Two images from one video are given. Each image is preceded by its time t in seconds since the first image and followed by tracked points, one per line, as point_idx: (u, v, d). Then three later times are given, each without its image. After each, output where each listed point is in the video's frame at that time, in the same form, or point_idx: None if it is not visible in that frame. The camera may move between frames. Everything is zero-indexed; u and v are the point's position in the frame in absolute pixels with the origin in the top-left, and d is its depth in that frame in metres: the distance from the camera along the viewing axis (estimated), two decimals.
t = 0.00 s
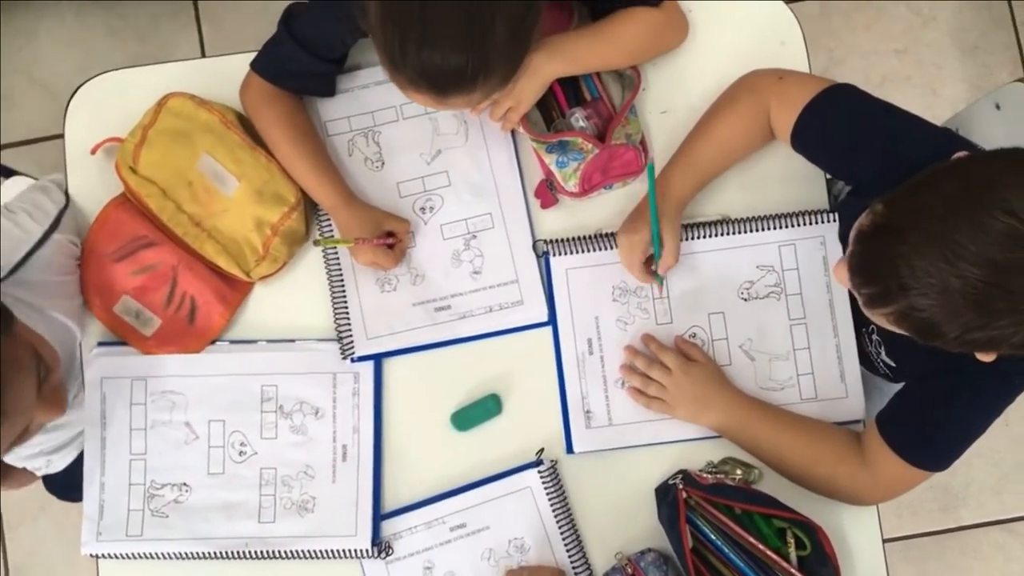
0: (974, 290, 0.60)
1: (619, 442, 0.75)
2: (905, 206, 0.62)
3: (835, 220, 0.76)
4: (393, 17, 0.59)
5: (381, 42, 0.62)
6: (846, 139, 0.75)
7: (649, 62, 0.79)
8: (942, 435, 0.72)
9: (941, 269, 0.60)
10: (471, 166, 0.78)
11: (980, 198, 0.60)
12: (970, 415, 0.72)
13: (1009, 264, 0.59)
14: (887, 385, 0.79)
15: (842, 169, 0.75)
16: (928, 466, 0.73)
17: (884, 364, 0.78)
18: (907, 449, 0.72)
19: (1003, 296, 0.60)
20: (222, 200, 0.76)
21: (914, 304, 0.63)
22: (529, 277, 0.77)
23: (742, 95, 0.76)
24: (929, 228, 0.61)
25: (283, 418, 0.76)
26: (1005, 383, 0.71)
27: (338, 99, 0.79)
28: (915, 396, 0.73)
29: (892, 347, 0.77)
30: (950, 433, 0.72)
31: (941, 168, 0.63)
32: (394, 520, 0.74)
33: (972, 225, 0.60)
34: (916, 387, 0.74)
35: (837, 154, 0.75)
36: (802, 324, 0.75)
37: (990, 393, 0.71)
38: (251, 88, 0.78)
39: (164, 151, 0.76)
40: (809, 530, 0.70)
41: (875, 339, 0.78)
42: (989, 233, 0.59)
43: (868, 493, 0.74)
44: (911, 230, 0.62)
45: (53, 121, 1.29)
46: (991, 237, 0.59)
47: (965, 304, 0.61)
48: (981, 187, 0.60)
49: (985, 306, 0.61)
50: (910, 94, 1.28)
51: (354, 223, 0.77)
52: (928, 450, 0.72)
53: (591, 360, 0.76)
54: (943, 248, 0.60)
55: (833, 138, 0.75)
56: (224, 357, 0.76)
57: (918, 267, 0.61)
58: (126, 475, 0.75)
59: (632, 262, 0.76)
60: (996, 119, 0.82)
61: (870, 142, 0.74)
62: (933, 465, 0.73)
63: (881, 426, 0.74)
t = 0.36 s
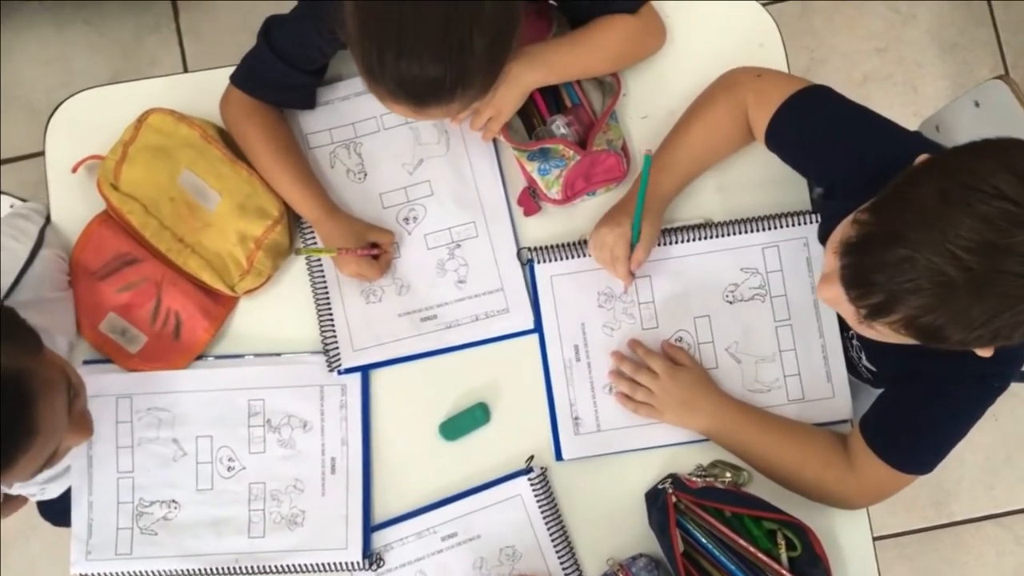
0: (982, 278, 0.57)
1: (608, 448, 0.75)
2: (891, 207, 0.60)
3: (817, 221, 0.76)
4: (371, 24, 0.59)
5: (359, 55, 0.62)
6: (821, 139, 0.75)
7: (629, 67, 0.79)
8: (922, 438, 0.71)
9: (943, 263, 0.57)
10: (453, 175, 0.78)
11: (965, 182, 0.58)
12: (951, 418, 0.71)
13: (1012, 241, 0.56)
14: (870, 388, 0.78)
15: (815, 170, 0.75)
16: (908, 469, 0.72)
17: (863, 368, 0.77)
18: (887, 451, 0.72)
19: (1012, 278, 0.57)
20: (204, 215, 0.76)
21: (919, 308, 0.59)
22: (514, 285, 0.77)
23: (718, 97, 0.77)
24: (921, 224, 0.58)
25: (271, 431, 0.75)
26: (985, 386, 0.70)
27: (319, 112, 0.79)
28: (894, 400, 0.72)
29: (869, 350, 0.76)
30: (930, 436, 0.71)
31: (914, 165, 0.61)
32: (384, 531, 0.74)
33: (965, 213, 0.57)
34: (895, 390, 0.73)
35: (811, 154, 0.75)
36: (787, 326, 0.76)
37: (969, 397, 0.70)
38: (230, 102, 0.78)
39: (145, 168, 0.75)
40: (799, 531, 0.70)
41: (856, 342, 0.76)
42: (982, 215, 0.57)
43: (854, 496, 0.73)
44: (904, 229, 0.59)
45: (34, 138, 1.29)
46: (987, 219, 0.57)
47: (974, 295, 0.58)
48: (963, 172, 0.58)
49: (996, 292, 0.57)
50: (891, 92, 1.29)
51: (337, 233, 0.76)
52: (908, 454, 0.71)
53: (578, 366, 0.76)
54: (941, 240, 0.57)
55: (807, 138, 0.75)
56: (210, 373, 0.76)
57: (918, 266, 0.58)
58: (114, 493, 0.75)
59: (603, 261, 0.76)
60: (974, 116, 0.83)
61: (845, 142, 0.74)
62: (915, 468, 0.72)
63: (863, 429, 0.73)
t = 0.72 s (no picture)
0: (960, 263, 0.57)
1: (594, 450, 0.75)
2: (869, 197, 0.60)
3: (799, 220, 0.76)
4: (340, 33, 0.59)
5: (331, 64, 0.62)
6: (798, 139, 0.75)
7: (610, 70, 0.79)
8: (906, 435, 0.71)
9: (921, 248, 0.57)
10: (434, 180, 0.78)
11: (943, 169, 0.58)
12: (934, 414, 0.70)
13: (990, 226, 0.56)
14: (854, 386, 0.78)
15: (793, 169, 0.75)
16: (893, 466, 0.72)
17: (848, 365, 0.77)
18: (872, 450, 0.72)
19: (991, 263, 0.56)
20: (185, 225, 0.76)
21: (897, 295, 0.59)
22: (498, 288, 0.77)
23: (697, 98, 0.77)
24: (899, 210, 0.58)
25: (256, 439, 0.75)
26: (968, 381, 0.70)
27: (299, 118, 0.79)
28: (877, 397, 0.72)
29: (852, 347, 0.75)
30: (913, 432, 0.71)
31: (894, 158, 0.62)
32: (371, 538, 0.74)
33: (943, 198, 0.57)
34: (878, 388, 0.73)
35: (789, 153, 0.75)
36: (771, 324, 0.76)
37: (952, 393, 0.70)
38: (208, 112, 0.77)
39: (125, 177, 0.75)
40: (786, 530, 0.70)
41: (839, 340, 0.76)
42: (960, 201, 0.57)
43: (841, 494, 0.73)
44: (882, 215, 0.59)
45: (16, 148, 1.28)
46: (965, 203, 0.56)
47: (951, 281, 0.57)
48: (941, 161, 0.58)
49: (974, 278, 0.57)
50: (873, 90, 1.29)
51: (321, 241, 0.76)
52: (892, 451, 0.71)
53: (563, 368, 0.76)
54: (919, 225, 0.57)
55: (785, 137, 0.75)
56: (194, 381, 0.76)
57: (897, 252, 0.58)
58: (98, 504, 0.75)
59: (587, 264, 0.76)
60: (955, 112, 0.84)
61: (823, 142, 0.74)
62: (900, 465, 0.72)
63: (847, 427, 0.73)
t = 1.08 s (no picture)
0: (933, 251, 0.57)
1: (578, 448, 0.75)
2: (843, 189, 0.60)
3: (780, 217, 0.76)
4: (308, 34, 0.59)
5: (301, 68, 0.62)
6: (776, 136, 0.75)
7: (590, 70, 0.80)
8: (884, 427, 0.71)
9: (894, 237, 0.57)
10: (416, 181, 0.78)
11: (914, 159, 0.58)
12: (912, 407, 0.71)
13: (961, 213, 0.56)
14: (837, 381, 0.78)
15: (772, 166, 0.75)
16: (871, 459, 0.72)
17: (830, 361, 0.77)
18: (851, 442, 0.72)
19: (963, 251, 0.56)
20: (166, 228, 0.76)
21: (872, 286, 0.59)
22: (480, 288, 0.77)
23: (676, 96, 0.77)
24: (872, 200, 0.58)
25: (240, 442, 0.75)
26: (946, 375, 0.70)
27: (279, 120, 0.78)
28: (857, 391, 0.73)
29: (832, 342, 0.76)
30: (891, 425, 0.71)
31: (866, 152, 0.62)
32: (355, 540, 0.74)
33: (914, 188, 0.57)
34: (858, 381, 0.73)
35: (766, 150, 0.75)
36: (752, 322, 0.76)
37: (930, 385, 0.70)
38: (187, 115, 0.77)
39: (105, 181, 0.75)
40: (768, 526, 0.71)
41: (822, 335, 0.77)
42: (932, 189, 0.57)
43: (825, 490, 0.73)
44: (856, 206, 0.59)
45: None
46: (936, 191, 0.57)
47: (925, 269, 0.57)
48: (912, 151, 0.59)
49: (948, 267, 0.57)
50: (857, 87, 1.30)
51: (298, 247, 0.76)
52: (871, 443, 0.72)
53: (546, 367, 0.76)
54: (892, 214, 0.57)
55: (763, 134, 0.75)
56: (178, 385, 0.76)
57: (870, 241, 0.58)
58: (82, 508, 0.74)
59: (567, 263, 0.76)
60: (934, 108, 0.84)
61: (801, 139, 0.74)
62: (880, 459, 0.72)
63: (828, 422, 0.73)
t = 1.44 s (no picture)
0: (901, 237, 0.57)
1: (561, 441, 0.75)
2: (813, 177, 0.60)
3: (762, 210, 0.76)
4: (292, 24, 0.59)
5: (285, 56, 0.62)
6: (757, 130, 0.75)
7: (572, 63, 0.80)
8: (859, 416, 0.72)
9: (862, 223, 0.58)
10: (398, 175, 0.78)
11: (881, 147, 0.59)
12: (890, 395, 0.71)
13: (926, 198, 0.57)
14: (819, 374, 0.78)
15: (752, 159, 0.75)
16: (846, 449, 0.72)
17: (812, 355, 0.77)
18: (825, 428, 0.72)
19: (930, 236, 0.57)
20: (147, 222, 0.76)
21: (843, 273, 0.59)
22: (462, 282, 0.77)
23: (658, 90, 0.78)
24: (840, 187, 0.59)
25: (223, 436, 0.75)
26: (923, 363, 0.70)
27: (262, 115, 0.79)
28: (834, 382, 0.73)
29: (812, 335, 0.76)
30: (868, 414, 0.71)
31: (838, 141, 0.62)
32: (338, 533, 0.74)
33: (881, 175, 0.58)
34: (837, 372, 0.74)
35: (748, 143, 0.76)
36: (735, 314, 0.76)
37: (907, 375, 0.71)
38: (170, 109, 0.78)
39: (87, 175, 0.75)
40: (751, 518, 0.71)
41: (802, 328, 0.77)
42: (899, 176, 0.57)
43: (806, 482, 0.73)
44: (825, 194, 0.59)
45: None
46: (901, 178, 0.57)
47: (895, 256, 0.57)
48: (880, 139, 0.59)
49: (916, 253, 0.57)
50: (843, 84, 1.30)
51: (282, 239, 0.77)
52: (846, 429, 0.72)
53: (529, 360, 0.76)
54: (859, 201, 0.58)
55: (745, 128, 0.76)
56: (160, 379, 0.76)
57: (839, 229, 0.58)
58: (64, 503, 0.75)
59: (549, 257, 0.76)
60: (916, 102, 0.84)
61: (780, 131, 0.75)
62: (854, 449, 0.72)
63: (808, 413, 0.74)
